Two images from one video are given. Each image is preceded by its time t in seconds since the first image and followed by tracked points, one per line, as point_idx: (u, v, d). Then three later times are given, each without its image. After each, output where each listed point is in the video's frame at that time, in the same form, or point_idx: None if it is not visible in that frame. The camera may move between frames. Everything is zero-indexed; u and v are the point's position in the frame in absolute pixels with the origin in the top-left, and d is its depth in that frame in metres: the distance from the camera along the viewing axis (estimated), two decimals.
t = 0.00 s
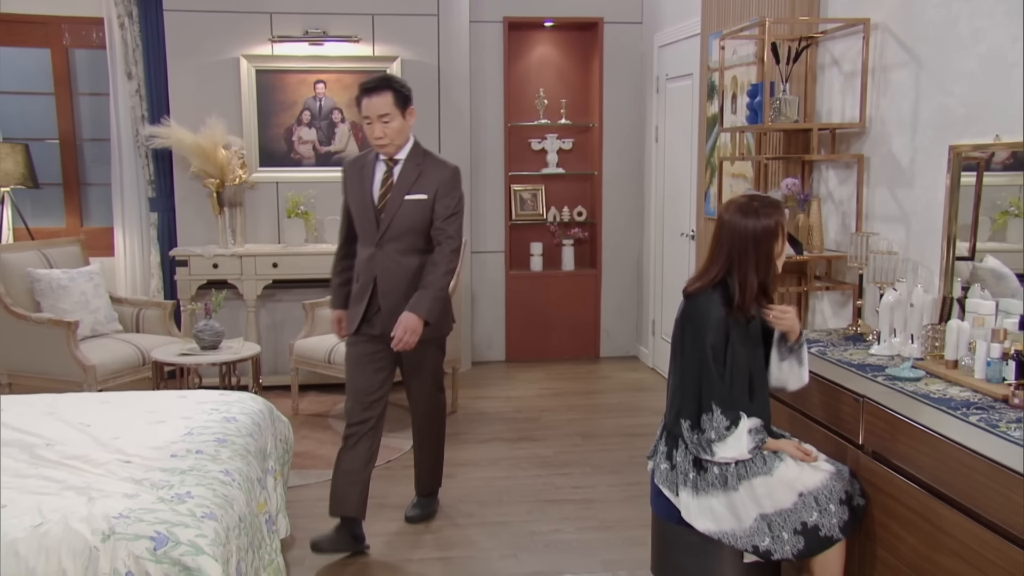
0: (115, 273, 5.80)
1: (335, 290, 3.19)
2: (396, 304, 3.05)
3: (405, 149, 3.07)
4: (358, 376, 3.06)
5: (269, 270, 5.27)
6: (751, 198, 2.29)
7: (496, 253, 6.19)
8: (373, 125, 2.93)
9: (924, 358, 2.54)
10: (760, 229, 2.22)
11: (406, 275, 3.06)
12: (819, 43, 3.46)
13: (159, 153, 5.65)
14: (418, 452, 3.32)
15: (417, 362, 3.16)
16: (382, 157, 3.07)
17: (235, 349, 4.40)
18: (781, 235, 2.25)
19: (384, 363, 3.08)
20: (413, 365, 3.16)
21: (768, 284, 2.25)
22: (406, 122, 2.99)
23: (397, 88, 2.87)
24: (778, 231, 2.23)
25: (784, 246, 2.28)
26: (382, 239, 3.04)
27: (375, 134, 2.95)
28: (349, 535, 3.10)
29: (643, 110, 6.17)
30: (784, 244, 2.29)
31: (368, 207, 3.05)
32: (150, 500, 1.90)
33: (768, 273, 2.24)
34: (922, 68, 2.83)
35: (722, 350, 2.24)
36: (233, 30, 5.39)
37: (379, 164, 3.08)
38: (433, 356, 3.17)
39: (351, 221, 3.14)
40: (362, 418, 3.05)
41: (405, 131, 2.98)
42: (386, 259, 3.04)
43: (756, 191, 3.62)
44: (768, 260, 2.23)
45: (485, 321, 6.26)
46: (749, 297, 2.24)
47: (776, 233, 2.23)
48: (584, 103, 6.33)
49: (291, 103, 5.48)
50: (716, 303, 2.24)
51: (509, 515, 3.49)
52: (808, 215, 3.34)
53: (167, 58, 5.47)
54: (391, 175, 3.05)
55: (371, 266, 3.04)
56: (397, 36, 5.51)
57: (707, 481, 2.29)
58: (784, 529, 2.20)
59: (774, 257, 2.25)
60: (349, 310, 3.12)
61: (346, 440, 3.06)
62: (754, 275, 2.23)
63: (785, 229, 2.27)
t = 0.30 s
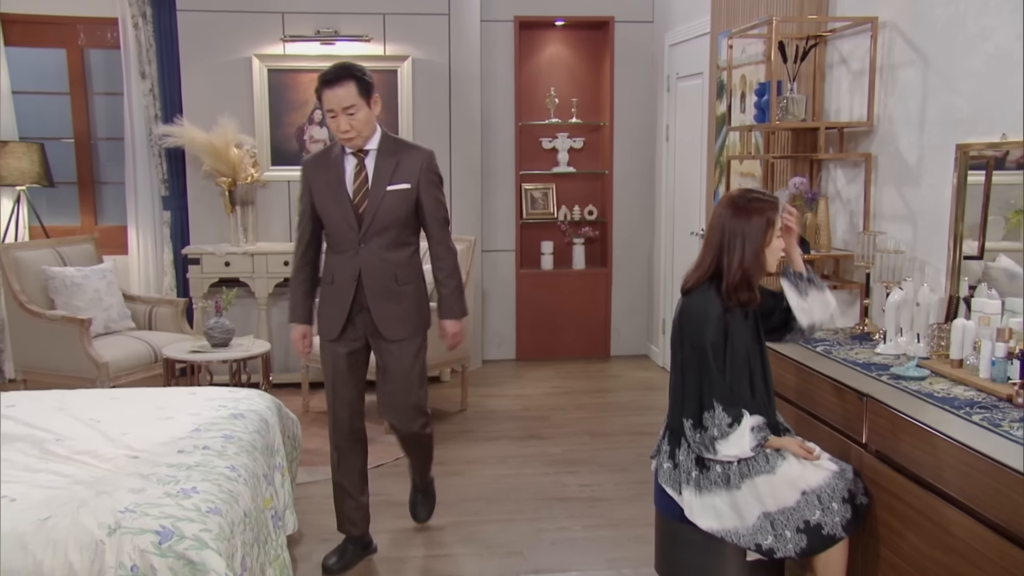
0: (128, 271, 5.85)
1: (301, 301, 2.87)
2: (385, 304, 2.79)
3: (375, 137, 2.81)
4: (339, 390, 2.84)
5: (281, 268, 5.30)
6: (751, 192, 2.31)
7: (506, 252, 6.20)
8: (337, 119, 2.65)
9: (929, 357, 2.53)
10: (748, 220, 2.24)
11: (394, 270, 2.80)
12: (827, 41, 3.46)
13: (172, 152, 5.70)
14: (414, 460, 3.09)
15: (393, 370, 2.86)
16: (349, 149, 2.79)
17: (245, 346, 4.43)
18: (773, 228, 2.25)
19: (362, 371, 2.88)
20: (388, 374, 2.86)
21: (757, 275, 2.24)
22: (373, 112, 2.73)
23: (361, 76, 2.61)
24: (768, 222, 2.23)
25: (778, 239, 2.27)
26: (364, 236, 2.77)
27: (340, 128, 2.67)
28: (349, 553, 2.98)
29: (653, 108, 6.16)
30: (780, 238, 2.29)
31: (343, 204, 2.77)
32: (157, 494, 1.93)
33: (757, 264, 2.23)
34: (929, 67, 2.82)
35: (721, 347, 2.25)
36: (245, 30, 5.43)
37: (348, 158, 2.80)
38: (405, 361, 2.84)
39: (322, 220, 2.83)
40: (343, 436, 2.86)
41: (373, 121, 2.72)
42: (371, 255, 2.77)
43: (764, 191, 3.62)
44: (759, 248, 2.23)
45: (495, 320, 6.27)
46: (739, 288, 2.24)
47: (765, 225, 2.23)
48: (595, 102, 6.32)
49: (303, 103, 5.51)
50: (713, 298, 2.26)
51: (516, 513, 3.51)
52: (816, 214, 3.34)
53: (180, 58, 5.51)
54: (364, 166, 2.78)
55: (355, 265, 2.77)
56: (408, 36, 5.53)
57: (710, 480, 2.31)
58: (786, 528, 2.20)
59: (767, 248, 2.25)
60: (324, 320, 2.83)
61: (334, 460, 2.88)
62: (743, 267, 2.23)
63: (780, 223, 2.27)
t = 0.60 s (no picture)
0: (143, 270, 5.91)
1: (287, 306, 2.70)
2: (381, 308, 2.66)
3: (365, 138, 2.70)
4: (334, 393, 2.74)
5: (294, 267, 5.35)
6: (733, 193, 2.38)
7: (518, 251, 6.22)
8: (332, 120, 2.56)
9: (935, 357, 2.53)
10: (730, 216, 2.29)
11: (390, 273, 2.68)
12: (837, 41, 3.45)
13: (186, 152, 5.77)
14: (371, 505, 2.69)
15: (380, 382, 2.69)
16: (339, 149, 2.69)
17: (257, 344, 4.47)
18: (758, 221, 2.28)
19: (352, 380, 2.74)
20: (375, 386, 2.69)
21: (742, 267, 2.28)
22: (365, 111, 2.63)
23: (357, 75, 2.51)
24: (750, 216, 2.28)
25: (767, 231, 2.29)
26: (358, 238, 2.65)
27: (332, 129, 2.59)
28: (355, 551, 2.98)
29: (665, 108, 6.15)
30: (772, 232, 2.30)
31: (334, 206, 2.65)
32: (164, 490, 1.96)
33: (741, 258, 2.28)
34: (937, 66, 2.82)
35: (720, 344, 2.26)
36: (259, 31, 5.47)
37: (337, 157, 2.69)
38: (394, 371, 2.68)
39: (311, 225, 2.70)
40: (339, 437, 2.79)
41: (364, 120, 2.62)
42: (366, 258, 2.65)
43: (773, 191, 3.62)
44: (738, 240, 2.27)
45: (507, 320, 6.29)
46: (726, 282, 2.27)
47: (747, 218, 2.27)
48: (607, 102, 6.32)
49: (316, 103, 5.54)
50: (709, 295, 2.28)
51: (523, 511, 3.52)
52: (824, 214, 3.34)
53: (195, 58, 5.56)
54: (354, 167, 2.67)
55: (349, 269, 2.65)
56: (420, 36, 5.56)
57: (712, 479, 2.31)
58: (790, 527, 2.21)
59: (751, 241, 2.28)
60: (318, 326, 2.70)
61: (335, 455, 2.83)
62: (727, 262, 2.27)
63: (768, 217, 2.30)
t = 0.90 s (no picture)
0: (156, 270, 5.96)
1: (290, 315, 2.60)
2: (372, 328, 2.55)
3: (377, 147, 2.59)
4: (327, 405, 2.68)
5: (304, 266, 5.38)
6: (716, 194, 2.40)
7: (528, 251, 6.24)
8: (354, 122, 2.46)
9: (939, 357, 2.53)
10: (717, 217, 2.30)
11: (383, 291, 2.56)
12: (844, 41, 3.44)
13: (199, 152, 5.80)
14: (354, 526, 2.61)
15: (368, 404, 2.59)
16: (347, 154, 2.59)
17: (267, 343, 4.50)
18: (746, 220, 2.29)
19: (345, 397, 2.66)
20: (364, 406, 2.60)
21: (734, 267, 2.29)
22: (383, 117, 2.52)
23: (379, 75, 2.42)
24: (737, 216, 2.29)
25: (755, 229, 2.30)
26: (352, 251, 2.54)
27: (350, 131, 2.48)
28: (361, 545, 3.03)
29: (675, 108, 6.15)
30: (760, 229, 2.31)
31: (332, 213, 2.55)
32: (169, 486, 1.98)
33: (734, 258, 2.28)
34: (943, 65, 2.81)
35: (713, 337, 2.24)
36: (270, 31, 5.51)
37: (344, 163, 2.60)
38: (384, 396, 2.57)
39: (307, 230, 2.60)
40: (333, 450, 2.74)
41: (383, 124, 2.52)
42: (359, 274, 2.54)
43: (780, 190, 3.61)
44: (728, 240, 2.28)
45: (517, 319, 6.31)
46: (721, 282, 2.28)
47: (734, 219, 2.29)
48: (617, 101, 6.32)
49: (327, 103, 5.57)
50: (708, 294, 2.27)
51: (530, 509, 3.54)
52: (830, 213, 3.33)
53: (207, 59, 5.61)
54: (360, 177, 2.57)
55: (340, 283, 2.54)
56: (430, 36, 5.58)
57: (713, 477, 2.30)
58: (791, 527, 2.22)
59: (741, 240, 2.30)
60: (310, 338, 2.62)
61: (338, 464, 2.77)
62: (720, 263, 2.28)
63: (754, 215, 2.31)
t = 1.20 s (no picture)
0: (169, 269, 6.01)
1: (287, 313, 2.55)
2: (378, 330, 2.48)
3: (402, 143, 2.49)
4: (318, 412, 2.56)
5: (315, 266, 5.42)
6: (705, 195, 2.40)
7: (538, 251, 6.25)
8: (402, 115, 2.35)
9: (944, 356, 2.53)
10: (712, 219, 2.32)
11: (391, 293, 2.48)
12: (852, 40, 3.43)
13: (212, 152, 5.84)
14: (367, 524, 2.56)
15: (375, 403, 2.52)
16: (368, 147, 2.49)
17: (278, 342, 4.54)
18: (740, 221, 2.32)
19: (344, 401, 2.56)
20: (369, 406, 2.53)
21: (733, 269, 2.30)
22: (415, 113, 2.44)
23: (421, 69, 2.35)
24: (732, 218, 2.30)
25: (749, 230, 2.33)
26: (361, 249, 2.45)
27: (391, 128, 2.37)
28: (357, 541, 2.94)
29: (686, 107, 6.15)
30: (752, 228, 2.34)
31: (345, 208, 2.45)
32: (175, 481, 2.02)
33: (733, 261, 2.30)
34: (949, 65, 2.81)
35: (719, 331, 2.26)
36: (282, 32, 5.55)
37: (363, 155, 2.50)
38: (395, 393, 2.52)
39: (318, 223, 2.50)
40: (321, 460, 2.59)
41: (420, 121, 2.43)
42: (368, 273, 2.46)
43: (787, 190, 3.61)
44: (725, 243, 2.30)
45: (528, 318, 6.33)
46: (720, 286, 2.30)
47: (729, 220, 2.30)
48: (628, 101, 6.32)
49: (339, 103, 5.60)
50: (708, 299, 2.30)
51: (536, 507, 3.56)
52: (837, 213, 3.33)
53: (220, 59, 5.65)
54: (379, 172, 2.47)
55: (348, 282, 2.46)
56: (441, 37, 5.61)
57: (718, 472, 2.31)
58: (793, 526, 2.22)
59: (738, 242, 2.32)
60: (310, 331, 2.52)
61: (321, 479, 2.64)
62: (718, 267, 2.30)
63: (748, 214, 2.34)
